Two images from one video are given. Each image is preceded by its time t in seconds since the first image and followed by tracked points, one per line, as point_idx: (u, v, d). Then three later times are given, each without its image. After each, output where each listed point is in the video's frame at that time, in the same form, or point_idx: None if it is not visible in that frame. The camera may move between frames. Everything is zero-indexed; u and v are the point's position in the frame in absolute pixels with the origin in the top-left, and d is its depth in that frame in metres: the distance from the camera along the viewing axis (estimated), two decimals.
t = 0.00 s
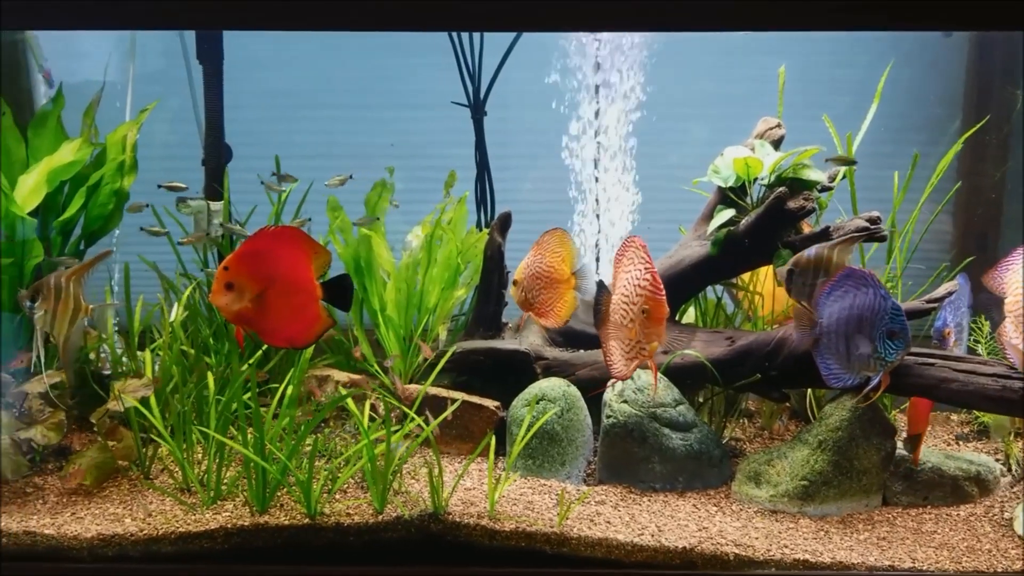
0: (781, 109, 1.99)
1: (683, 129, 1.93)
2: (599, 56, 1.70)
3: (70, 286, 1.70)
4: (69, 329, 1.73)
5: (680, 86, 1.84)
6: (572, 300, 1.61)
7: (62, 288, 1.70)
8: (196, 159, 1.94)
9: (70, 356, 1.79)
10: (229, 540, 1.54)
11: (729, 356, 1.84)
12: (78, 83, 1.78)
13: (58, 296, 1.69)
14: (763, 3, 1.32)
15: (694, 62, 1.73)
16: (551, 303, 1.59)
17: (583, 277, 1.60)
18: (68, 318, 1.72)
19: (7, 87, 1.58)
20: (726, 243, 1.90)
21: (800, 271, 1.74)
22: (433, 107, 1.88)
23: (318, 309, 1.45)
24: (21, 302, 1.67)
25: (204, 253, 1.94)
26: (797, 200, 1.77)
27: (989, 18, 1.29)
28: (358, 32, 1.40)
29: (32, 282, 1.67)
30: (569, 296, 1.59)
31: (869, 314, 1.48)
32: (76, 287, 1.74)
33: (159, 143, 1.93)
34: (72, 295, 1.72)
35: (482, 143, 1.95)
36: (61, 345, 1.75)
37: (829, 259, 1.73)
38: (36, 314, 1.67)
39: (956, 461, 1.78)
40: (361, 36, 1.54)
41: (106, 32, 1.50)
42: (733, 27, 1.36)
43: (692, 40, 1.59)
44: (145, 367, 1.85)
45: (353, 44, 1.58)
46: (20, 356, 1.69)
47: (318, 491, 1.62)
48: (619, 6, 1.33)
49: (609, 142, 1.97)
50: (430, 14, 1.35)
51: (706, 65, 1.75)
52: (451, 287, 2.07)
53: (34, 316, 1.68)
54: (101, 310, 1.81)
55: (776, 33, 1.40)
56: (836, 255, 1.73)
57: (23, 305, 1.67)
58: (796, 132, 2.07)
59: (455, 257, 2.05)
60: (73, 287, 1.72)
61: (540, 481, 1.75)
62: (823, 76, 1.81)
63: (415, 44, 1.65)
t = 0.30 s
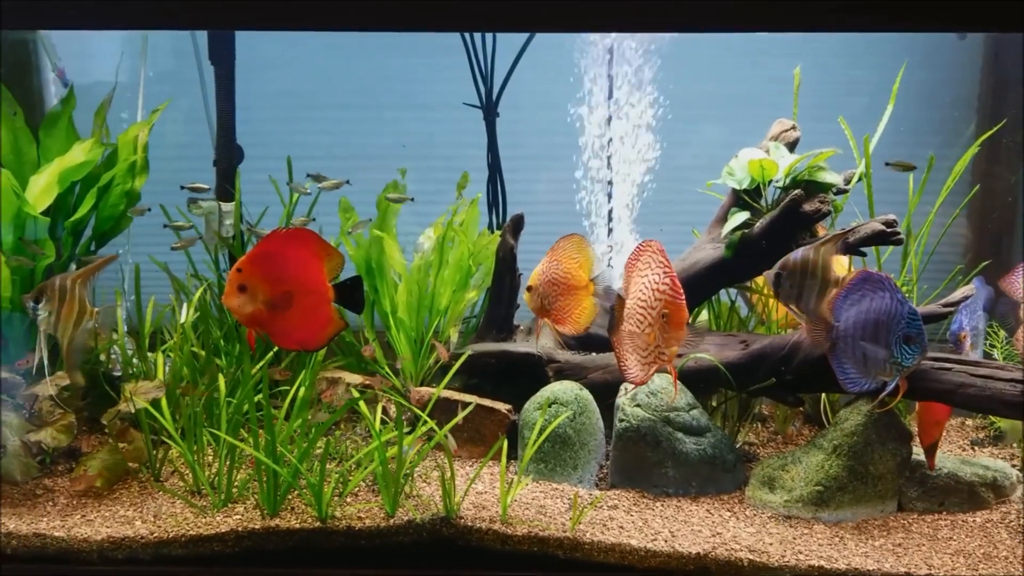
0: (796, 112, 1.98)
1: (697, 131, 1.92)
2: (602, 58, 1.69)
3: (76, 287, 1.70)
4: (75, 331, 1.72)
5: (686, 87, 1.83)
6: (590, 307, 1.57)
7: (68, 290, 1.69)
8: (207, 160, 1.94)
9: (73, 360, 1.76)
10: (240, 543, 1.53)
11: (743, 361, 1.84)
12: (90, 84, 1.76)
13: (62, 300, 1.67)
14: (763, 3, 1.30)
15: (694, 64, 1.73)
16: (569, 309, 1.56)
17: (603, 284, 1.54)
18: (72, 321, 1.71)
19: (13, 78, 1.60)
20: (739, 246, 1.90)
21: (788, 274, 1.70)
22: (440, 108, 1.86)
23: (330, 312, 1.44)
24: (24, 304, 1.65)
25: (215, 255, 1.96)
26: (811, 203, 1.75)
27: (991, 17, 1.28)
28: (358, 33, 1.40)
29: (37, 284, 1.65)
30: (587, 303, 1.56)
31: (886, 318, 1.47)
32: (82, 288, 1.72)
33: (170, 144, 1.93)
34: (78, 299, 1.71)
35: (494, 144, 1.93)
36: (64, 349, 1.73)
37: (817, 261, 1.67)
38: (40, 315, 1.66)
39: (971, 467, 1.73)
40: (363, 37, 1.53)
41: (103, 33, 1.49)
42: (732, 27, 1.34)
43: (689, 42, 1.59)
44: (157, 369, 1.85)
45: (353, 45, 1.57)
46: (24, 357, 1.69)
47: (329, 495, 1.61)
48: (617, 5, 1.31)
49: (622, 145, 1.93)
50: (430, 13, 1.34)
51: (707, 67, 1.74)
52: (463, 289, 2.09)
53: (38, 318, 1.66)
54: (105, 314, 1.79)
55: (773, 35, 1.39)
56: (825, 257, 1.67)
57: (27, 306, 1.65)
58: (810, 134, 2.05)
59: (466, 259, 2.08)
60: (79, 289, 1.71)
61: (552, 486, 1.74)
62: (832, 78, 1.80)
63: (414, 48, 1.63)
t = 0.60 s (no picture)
0: (808, 116, 1.97)
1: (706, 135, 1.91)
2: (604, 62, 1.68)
3: (75, 288, 1.66)
4: (72, 336, 1.68)
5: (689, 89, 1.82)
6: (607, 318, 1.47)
7: (65, 294, 1.64)
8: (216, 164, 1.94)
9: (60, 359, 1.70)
10: (249, 549, 1.52)
11: (754, 367, 1.82)
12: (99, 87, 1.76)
13: (63, 300, 1.64)
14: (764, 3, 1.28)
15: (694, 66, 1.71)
16: (583, 318, 1.47)
17: (621, 294, 1.44)
18: (70, 325, 1.66)
19: (22, 81, 1.61)
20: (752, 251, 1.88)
21: (776, 279, 1.70)
22: (445, 109, 1.84)
23: (338, 318, 1.43)
24: (17, 306, 1.58)
25: (223, 259, 1.93)
26: (824, 207, 1.74)
27: (995, 18, 1.26)
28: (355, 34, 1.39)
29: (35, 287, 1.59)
30: (604, 314, 1.45)
31: (900, 326, 1.45)
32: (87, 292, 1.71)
33: (180, 148, 1.93)
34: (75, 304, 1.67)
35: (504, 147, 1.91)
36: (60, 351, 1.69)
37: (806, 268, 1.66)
38: (36, 318, 1.60)
39: (985, 475, 1.70)
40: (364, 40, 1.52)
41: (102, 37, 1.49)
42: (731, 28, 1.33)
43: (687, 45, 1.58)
44: (165, 372, 1.86)
45: (352, 47, 1.56)
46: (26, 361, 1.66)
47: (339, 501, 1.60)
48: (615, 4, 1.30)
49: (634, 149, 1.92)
50: (430, 13, 1.34)
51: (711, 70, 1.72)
52: (472, 293, 2.09)
53: (33, 321, 1.60)
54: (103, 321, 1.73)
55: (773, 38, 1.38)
56: (813, 263, 1.66)
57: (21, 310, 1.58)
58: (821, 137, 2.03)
59: (475, 263, 2.07)
60: (80, 290, 1.68)
61: (562, 492, 1.73)
62: (839, 80, 1.78)
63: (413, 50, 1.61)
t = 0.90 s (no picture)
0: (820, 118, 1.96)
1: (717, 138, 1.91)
2: (613, 65, 1.68)
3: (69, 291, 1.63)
4: (64, 342, 1.65)
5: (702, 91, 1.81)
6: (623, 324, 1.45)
7: (57, 299, 1.61)
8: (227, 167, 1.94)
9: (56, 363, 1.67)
10: (261, 552, 1.51)
11: (768, 370, 1.83)
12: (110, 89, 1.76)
13: (56, 303, 1.61)
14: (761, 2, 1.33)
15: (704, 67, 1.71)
16: (599, 324, 1.46)
17: (639, 300, 1.43)
18: (64, 328, 1.64)
19: (32, 82, 1.64)
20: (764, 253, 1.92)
21: (765, 285, 1.67)
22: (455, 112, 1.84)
23: (353, 323, 1.43)
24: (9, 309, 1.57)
25: (234, 261, 1.92)
26: (838, 211, 1.80)
27: (989, 18, 1.30)
28: (363, 35, 1.41)
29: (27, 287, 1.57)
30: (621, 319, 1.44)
31: (915, 329, 1.46)
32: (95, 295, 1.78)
33: (191, 150, 1.93)
34: (66, 308, 1.64)
35: (514, 150, 1.93)
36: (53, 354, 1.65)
37: (795, 273, 1.64)
38: (27, 321, 1.58)
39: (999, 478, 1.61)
40: (372, 43, 1.52)
41: (110, 39, 1.49)
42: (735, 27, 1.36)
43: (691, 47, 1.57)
44: (175, 376, 1.90)
45: (360, 49, 1.56)
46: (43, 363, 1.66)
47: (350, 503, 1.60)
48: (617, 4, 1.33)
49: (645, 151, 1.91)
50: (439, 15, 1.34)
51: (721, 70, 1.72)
52: (482, 296, 2.10)
53: (24, 322, 1.58)
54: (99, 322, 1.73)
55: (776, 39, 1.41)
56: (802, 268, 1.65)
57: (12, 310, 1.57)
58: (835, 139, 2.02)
59: (486, 265, 2.08)
60: (73, 293, 1.65)
61: (573, 495, 1.73)
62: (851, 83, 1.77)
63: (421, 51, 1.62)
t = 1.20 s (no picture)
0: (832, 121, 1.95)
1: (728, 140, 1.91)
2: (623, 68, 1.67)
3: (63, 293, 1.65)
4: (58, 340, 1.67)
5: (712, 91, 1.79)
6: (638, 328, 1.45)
7: (50, 298, 1.62)
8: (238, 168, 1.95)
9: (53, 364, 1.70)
10: (270, 554, 1.50)
11: (779, 373, 1.81)
12: (121, 90, 1.81)
13: (50, 305, 1.62)
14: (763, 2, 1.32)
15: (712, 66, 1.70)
16: (614, 327, 1.46)
17: (654, 304, 1.42)
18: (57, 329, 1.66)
19: (43, 82, 1.70)
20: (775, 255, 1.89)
21: (748, 287, 1.71)
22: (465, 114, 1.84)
23: (369, 328, 1.42)
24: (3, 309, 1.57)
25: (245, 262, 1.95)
26: (850, 212, 1.80)
27: (989, 17, 1.30)
28: (367, 35, 1.41)
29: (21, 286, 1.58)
30: (636, 323, 1.44)
31: (927, 332, 1.44)
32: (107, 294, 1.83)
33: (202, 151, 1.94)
34: (60, 308, 1.65)
35: (525, 151, 1.94)
36: (47, 354, 1.67)
37: (778, 277, 1.70)
38: (21, 319, 1.59)
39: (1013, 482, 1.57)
40: (377, 43, 1.51)
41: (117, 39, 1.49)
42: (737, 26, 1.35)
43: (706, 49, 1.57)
44: (186, 377, 1.90)
45: (365, 50, 1.55)
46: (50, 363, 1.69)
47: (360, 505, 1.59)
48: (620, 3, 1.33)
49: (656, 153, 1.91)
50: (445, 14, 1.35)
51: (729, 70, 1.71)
52: (492, 299, 2.10)
53: (18, 321, 1.59)
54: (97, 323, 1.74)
55: (778, 39, 1.40)
56: (784, 273, 1.71)
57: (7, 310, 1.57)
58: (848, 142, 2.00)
59: (496, 268, 2.07)
60: (66, 295, 1.66)
61: (584, 497, 1.73)
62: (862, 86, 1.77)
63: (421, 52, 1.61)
